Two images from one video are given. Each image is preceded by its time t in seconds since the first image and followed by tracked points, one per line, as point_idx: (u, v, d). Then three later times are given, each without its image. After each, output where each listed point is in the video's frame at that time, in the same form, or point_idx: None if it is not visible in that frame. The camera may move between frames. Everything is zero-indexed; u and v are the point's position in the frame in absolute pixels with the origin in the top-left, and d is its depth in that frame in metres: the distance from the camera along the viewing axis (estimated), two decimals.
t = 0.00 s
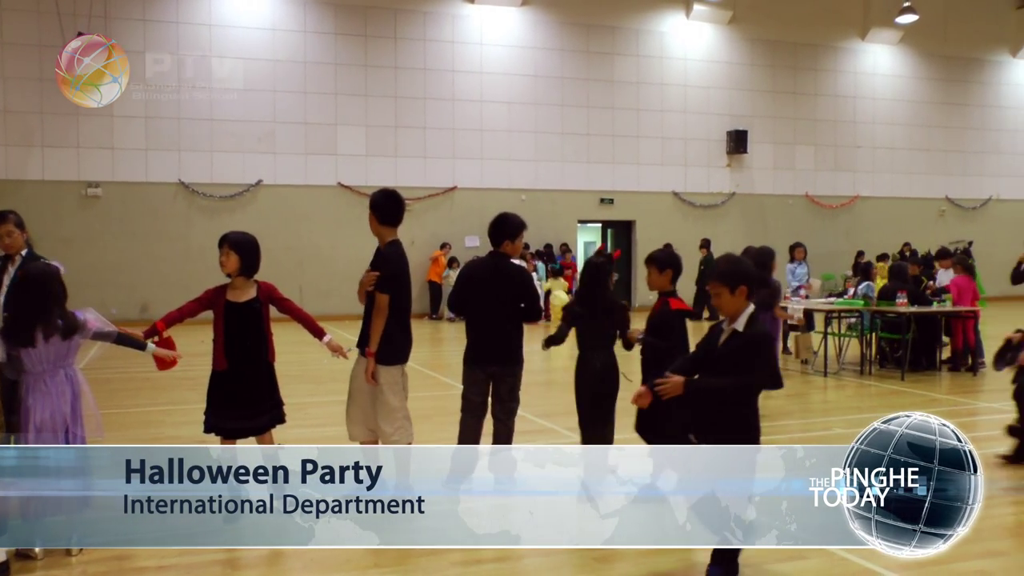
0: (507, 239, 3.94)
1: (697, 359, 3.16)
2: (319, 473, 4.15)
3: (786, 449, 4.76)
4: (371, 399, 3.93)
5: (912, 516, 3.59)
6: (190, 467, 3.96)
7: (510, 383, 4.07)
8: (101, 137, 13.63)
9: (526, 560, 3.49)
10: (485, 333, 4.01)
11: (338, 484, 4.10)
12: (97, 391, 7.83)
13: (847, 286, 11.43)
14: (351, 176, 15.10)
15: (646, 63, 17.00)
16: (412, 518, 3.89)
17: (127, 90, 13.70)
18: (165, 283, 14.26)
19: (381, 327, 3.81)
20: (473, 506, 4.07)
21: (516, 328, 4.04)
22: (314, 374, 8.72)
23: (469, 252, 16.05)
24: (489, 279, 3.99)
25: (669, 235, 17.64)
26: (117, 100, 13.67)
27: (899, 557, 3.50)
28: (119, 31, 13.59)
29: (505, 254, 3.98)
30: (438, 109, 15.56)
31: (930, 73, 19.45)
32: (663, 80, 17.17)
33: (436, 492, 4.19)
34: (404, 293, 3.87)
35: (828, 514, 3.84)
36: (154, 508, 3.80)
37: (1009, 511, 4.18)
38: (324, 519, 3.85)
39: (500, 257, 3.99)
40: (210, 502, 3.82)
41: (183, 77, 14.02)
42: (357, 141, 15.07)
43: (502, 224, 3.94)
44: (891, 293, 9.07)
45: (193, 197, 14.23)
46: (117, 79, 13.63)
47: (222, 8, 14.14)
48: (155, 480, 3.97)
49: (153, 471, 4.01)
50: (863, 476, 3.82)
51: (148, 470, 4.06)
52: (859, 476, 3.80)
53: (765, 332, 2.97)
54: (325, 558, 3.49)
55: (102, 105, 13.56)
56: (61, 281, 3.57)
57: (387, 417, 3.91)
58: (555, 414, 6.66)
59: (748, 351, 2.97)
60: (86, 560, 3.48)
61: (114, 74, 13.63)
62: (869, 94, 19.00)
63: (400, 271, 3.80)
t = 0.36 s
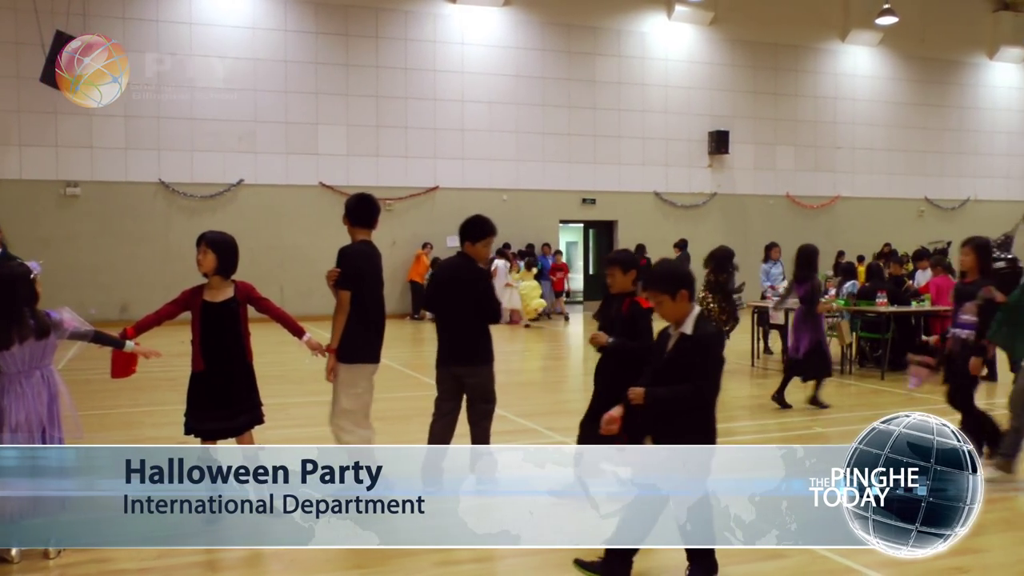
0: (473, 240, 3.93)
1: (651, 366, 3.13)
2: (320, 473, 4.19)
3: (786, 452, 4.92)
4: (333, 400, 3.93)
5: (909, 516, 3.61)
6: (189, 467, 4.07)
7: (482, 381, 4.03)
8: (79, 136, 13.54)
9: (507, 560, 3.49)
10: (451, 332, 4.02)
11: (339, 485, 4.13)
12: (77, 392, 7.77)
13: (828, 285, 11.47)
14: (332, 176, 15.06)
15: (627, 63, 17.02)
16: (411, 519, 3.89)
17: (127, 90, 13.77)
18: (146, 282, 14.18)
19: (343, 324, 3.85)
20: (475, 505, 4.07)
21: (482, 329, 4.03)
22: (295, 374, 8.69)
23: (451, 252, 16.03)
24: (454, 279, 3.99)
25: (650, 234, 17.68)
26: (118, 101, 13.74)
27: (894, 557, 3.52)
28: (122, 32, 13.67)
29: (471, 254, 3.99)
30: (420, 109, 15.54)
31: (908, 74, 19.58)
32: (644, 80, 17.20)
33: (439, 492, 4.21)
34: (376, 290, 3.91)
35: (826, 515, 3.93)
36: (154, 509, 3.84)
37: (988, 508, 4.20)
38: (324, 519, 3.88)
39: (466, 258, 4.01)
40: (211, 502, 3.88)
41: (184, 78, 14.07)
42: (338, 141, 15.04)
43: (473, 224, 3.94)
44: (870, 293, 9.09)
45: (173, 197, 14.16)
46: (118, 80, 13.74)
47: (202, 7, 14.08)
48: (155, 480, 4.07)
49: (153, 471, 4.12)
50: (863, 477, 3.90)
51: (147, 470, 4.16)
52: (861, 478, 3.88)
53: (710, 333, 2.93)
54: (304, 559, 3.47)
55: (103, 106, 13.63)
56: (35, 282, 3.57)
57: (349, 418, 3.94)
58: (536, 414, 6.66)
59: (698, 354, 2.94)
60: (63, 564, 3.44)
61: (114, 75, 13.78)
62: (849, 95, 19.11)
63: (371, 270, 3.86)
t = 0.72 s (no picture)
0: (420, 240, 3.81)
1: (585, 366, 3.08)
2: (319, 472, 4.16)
3: (786, 450, 4.90)
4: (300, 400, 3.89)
5: (908, 515, 3.65)
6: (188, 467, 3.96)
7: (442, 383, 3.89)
8: (57, 134, 13.42)
9: (487, 559, 3.50)
10: (407, 334, 3.89)
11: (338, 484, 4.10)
12: (54, 393, 7.71)
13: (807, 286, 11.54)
14: (312, 176, 15.02)
15: (607, 63, 17.05)
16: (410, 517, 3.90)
17: (126, 89, 13.72)
18: (124, 282, 14.09)
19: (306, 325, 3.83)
20: (475, 504, 4.05)
21: (439, 329, 3.90)
22: (276, 375, 8.65)
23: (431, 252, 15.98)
24: (404, 284, 3.82)
25: (630, 234, 17.70)
26: (117, 100, 13.68)
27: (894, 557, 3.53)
28: (123, 33, 13.69)
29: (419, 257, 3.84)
30: (400, 109, 15.51)
31: (886, 76, 19.72)
32: (623, 81, 17.23)
33: (440, 492, 4.20)
34: (344, 292, 3.86)
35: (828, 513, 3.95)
36: (154, 509, 3.85)
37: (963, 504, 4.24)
38: (325, 519, 3.86)
39: (414, 260, 3.84)
40: (210, 503, 3.87)
41: (183, 79, 14.09)
42: (318, 141, 14.99)
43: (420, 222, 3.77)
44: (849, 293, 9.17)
45: (153, 196, 14.08)
46: (117, 80, 13.59)
47: (181, 5, 14.00)
48: (155, 480, 4.05)
49: (153, 470, 4.08)
50: (862, 476, 3.94)
51: (148, 470, 4.15)
52: (860, 477, 3.90)
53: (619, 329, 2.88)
54: (284, 559, 3.47)
55: (102, 104, 13.45)
56: (10, 283, 3.53)
57: (313, 418, 3.87)
58: (516, 414, 6.67)
59: (609, 351, 2.88)
60: (41, 567, 3.40)
61: (114, 72, 13.47)
62: (828, 96, 19.21)
63: (329, 269, 3.82)
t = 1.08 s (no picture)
0: (384, 238, 3.81)
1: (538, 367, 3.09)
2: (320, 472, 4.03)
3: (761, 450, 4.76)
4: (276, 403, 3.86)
5: (896, 516, 3.62)
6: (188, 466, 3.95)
7: (403, 385, 3.85)
8: (31, 133, 13.31)
9: (465, 560, 3.49)
10: (375, 337, 3.86)
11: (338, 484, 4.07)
12: (29, 395, 7.64)
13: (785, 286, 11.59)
14: (291, 175, 14.96)
15: (586, 63, 17.08)
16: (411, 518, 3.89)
17: (128, 90, 13.77)
18: (101, 282, 13.98)
19: (278, 327, 3.81)
20: (475, 504, 4.02)
21: (407, 328, 3.86)
22: (253, 376, 8.60)
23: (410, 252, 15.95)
24: (370, 284, 3.80)
25: (609, 234, 17.72)
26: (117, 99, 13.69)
27: (881, 556, 3.54)
28: (121, 33, 13.72)
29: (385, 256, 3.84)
30: (379, 108, 15.48)
31: (863, 77, 19.85)
32: (602, 81, 17.26)
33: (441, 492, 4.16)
34: (320, 290, 3.85)
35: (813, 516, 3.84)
36: (154, 508, 3.83)
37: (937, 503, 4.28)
38: (325, 519, 3.84)
39: (378, 263, 3.83)
40: (211, 502, 3.91)
41: (184, 79, 14.15)
42: (296, 140, 14.94)
43: (384, 221, 3.82)
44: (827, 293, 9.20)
45: (130, 195, 13.98)
46: (117, 80, 13.56)
47: (158, 3, 13.92)
48: (154, 480, 3.92)
49: (152, 470, 3.94)
50: (850, 476, 3.85)
51: (147, 469, 4.00)
52: (847, 477, 3.84)
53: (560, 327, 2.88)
54: (261, 559, 3.46)
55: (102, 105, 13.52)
56: None
57: (290, 422, 3.85)
58: (494, 414, 6.66)
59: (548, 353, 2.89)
60: (14, 570, 3.36)
61: (114, 72, 13.48)
62: (806, 97, 19.31)
63: (298, 269, 3.81)
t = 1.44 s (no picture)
0: (359, 234, 3.79)
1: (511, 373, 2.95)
2: (319, 472, 4.13)
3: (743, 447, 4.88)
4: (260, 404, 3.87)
5: (790, 513, 3.70)
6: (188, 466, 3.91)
7: (373, 391, 3.84)
8: (10, 132, 13.22)
9: (447, 560, 3.50)
10: (351, 339, 3.85)
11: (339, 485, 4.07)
12: (7, 396, 7.58)
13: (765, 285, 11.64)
14: (272, 175, 14.90)
15: (568, 64, 17.10)
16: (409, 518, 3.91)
17: (127, 90, 13.87)
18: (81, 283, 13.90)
19: (260, 328, 3.80)
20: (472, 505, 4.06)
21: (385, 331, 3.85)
22: (234, 377, 8.57)
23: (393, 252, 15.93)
24: (348, 283, 3.78)
25: (592, 234, 17.75)
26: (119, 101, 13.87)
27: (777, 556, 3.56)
28: (121, 32, 13.79)
29: (361, 253, 3.82)
30: (361, 108, 15.45)
31: (844, 78, 19.96)
32: (584, 81, 17.29)
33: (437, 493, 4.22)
34: (294, 288, 3.82)
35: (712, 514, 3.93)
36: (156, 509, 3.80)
37: (915, 501, 4.32)
38: (325, 519, 3.87)
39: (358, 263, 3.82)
40: (211, 502, 3.92)
41: (184, 78, 14.21)
42: (278, 139, 14.89)
43: (362, 220, 3.80)
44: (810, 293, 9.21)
45: (110, 195, 13.90)
46: (118, 80, 13.83)
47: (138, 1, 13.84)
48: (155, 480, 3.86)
49: (153, 471, 3.84)
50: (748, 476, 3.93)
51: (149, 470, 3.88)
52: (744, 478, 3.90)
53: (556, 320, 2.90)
54: (243, 559, 3.46)
55: (102, 105, 13.72)
56: None
57: (269, 423, 3.86)
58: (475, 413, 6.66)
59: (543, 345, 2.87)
60: None
61: (115, 72, 13.82)
62: (787, 98, 19.40)
63: (279, 269, 3.80)
